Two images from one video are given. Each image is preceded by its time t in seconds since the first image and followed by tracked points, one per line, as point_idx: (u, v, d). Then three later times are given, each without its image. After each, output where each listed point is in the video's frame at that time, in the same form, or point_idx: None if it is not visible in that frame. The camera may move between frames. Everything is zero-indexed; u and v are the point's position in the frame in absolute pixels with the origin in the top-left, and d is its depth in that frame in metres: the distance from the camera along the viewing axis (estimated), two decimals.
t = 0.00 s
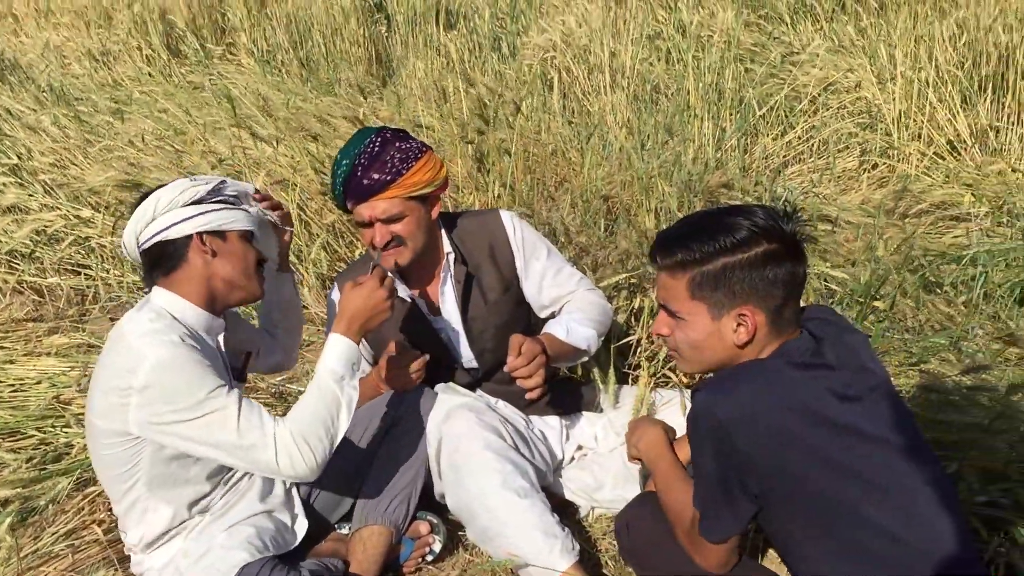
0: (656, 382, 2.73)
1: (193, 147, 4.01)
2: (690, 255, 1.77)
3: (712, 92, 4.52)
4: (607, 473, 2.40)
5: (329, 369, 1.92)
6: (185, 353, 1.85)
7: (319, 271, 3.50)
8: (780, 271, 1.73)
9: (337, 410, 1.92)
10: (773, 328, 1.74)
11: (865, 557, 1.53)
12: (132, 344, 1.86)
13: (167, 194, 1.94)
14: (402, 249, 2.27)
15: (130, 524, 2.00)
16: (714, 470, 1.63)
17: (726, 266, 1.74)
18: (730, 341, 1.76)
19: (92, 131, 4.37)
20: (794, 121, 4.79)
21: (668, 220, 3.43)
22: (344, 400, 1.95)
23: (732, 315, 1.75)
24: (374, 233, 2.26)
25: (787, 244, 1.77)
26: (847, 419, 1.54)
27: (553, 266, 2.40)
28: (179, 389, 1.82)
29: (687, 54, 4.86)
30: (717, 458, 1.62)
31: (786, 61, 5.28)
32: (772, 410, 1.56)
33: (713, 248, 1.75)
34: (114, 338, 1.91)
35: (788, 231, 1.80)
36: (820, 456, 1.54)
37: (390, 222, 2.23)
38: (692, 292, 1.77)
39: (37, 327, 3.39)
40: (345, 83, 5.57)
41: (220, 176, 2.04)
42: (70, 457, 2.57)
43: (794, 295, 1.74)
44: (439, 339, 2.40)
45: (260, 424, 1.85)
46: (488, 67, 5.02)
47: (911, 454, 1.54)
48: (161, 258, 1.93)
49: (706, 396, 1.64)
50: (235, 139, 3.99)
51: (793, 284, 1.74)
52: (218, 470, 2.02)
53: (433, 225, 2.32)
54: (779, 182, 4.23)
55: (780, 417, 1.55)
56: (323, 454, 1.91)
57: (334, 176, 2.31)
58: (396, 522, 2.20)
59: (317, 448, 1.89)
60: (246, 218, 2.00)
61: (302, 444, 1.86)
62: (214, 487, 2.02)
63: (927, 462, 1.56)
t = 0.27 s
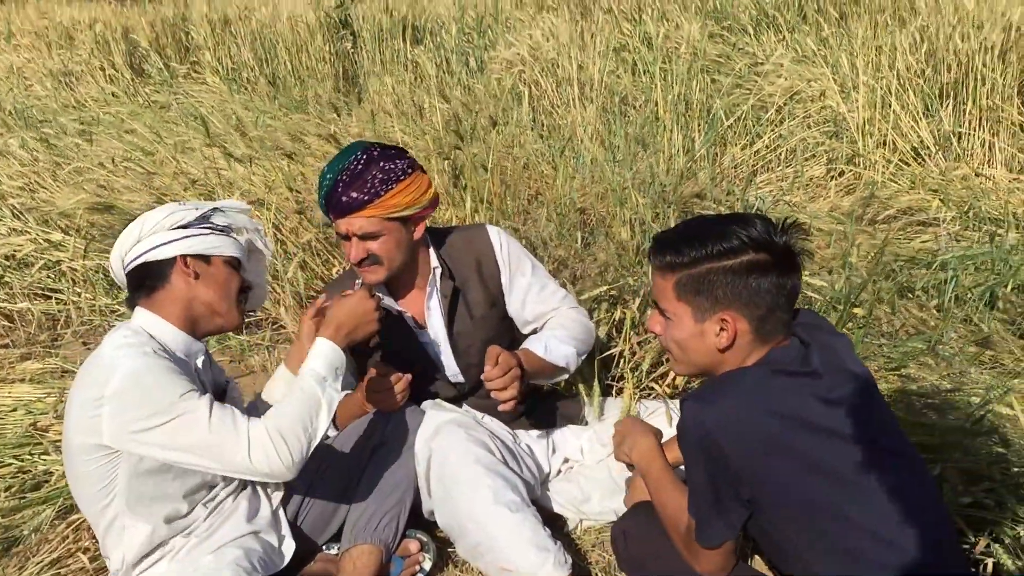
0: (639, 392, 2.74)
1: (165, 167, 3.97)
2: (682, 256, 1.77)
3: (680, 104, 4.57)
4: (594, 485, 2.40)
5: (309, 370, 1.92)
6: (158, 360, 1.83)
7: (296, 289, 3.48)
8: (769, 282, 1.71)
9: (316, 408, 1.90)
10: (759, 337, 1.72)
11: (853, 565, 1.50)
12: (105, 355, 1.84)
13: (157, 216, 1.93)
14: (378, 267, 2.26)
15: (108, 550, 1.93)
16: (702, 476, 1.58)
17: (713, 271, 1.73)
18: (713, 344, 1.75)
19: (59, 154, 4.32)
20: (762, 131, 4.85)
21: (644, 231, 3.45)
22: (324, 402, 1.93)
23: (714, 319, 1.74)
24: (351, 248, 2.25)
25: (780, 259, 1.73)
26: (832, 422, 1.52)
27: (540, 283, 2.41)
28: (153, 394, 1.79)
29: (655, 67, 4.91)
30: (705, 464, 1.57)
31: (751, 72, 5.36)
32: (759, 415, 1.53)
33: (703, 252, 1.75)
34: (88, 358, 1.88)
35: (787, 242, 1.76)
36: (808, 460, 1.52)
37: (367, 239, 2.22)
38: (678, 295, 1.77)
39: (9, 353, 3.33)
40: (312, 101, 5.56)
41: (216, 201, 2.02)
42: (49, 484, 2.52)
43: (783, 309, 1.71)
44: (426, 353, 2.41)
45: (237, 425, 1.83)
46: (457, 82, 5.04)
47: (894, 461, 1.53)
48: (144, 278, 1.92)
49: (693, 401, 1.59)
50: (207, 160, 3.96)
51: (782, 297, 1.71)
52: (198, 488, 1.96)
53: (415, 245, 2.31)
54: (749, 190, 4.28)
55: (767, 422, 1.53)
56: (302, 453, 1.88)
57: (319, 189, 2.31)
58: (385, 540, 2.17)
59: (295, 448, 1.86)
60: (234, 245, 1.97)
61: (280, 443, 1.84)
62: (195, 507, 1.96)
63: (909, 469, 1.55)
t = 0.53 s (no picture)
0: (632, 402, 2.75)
1: (157, 179, 3.97)
2: (677, 260, 1.71)
3: (672, 117, 4.60)
4: (589, 495, 2.41)
5: (309, 403, 1.94)
6: (160, 367, 1.85)
7: (289, 301, 3.48)
8: (762, 287, 1.63)
9: (308, 434, 1.91)
10: (754, 342, 1.64)
11: (847, 571, 1.49)
12: (108, 361, 1.86)
13: (166, 228, 1.95)
14: (367, 280, 2.28)
15: (100, 555, 1.92)
16: (701, 477, 1.60)
17: (704, 276, 1.67)
18: (705, 347, 1.69)
19: (52, 166, 4.32)
20: (752, 143, 4.89)
21: (636, 243, 3.47)
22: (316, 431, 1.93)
23: (704, 322, 1.68)
24: (343, 260, 2.27)
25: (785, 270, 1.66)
26: (828, 427, 1.53)
27: (532, 299, 2.40)
28: (153, 400, 1.80)
29: (646, 80, 4.95)
30: (703, 465, 1.59)
31: (741, 85, 5.40)
32: (756, 418, 1.54)
33: (695, 257, 1.69)
34: (93, 361, 1.90)
35: (787, 248, 1.68)
36: (805, 466, 1.52)
37: (357, 254, 2.23)
38: (672, 299, 1.72)
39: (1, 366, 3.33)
40: (304, 114, 5.57)
41: (227, 215, 2.04)
42: (43, 497, 2.52)
43: (785, 321, 1.63)
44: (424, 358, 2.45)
45: (232, 439, 1.83)
46: (449, 95, 5.06)
47: (891, 470, 1.53)
48: (151, 288, 1.95)
49: (692, 402, 1.61)
50: (199, 172, 3.98)
51: (777, 304, 1.62)
52: (195, 497, 1.97)
53: (406, 262, 2.30)
54: (740, 203, 4.31)
55: (764, 425, 1.54)
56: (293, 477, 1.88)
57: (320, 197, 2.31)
58: (380, 551, 2.19)
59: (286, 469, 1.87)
60: (241, 259, 1.99)
61: (271, 465, 1.84)
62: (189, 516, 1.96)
63: (905, 480, 1.54)
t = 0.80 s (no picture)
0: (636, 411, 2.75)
1: (173, 179, 4.00)
2: (683, 266, 1.68)
3: (687, 126, 4.60)
4: (591, 503, 2.41)
5: (331, 421, 1.97)
6: (195, 369, 1.89)
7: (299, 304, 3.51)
8: (762, 295, 1.58)
9: (329, 453, 1.94)
10: (756, 349, 1.60)
11: None
12: (144, 355, 1.89)
13: (197, 231, 1.98)
14: (405, 285, 2.27)
15: (105, 545, 1.94)
16: (702, 483, 1.55)
17: (706, 282, 1.64)
18: (708, 352, 1.66)
19: (70, 165, 4.37)
20: (767, 154, 4.88)
21: (646, 251, 3.47)
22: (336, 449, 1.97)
23: (706, 327, 1.65)
24: (377, 271, 2.25)
25: (790, 278, 1.60)
26: (833, 435, 1.47)
27: (535, 305, 2.42)
28: (187, 400, 1.83)
29: (662, 89, 4.95)
30: (705, 469, 1.54)
31: (758, 95, 5.40)
32: (758, 424, 1.49)
33: (697, 262, 1.66)
34: (127, 353, 1.93)
35: (795, 254, 1.62)
36: (808, 475, 1.46)
37: (393, 260, 2.23)
38: (676, 304, 1.69)
39: (14, 363, 3.37)
40: (322, 118, 5.60)
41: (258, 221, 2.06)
42: (50, 492, 2.54)
43: (788, 328, 1.58)
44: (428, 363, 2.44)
45: (257, 450, 1.86)
46: (464, 101, 5.08)
47: (895, 483, 1.47)
48: (181, 289, 1.98)
49: (697, 405, 1.56)
50: (214, 174, 4.01)
51: (777, 312, 1.57)
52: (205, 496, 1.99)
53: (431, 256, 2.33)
54: (754, 214, 4.30)
55: (767, 431, 1.48)
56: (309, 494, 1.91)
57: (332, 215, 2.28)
58: (380, 554, 2.19)
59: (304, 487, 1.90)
60: (271, 262, 2.00)
61: (289, 482, 1.87)
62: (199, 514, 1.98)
63: (910, 494, 1.49)
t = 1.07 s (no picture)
0: (647, 410, 2.73)
1: (192, 174, 4.03)
2: (682, 274, 1.62)
3: (707, 127, 4.58)
4: (599, 503, 2.40)
5: (342, 422, 1.96)
6: (216, 362, 1.89)
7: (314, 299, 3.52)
8: (760, 294, 1.51)
9: (338, 456, 1.94)
10: (762, 351, 1.51)
11: None
12: (167, 345, 1.89)
13: (229, 226, 1.99)
14: (422, 275, 2.28)
15: (116, 530, 1.95)
16: (707, 487, 1.47)
17: (705, 286, 1.57)
18: (713, 356, 1.58)
19: (92, 159, 4.41)
20: (788, 156, 4.85)
21: (662, 252, 3.46)
22: (346, 451, 1.97)
23: (710, 331, 1.57)
24: (394, 263, 2.25)
25: (790, 275, 1.52)
26: (843, 441, 1.38)
27: (544, 303, 2.42)
28: (207, 394, 1.84)
29: (682, 90, 4.94)
30: (711, 476, 1.46)
31: (780, 97, 5.37)
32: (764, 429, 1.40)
33: (694, 267, 1.59)
34: (154, 339, 1.94)
35: (796, 251, 1.54)
36: (820, 485, 1.38)
37: (409, 250, 2.24)
38: (681, 308, 1.62)
39: (32, 353, 3.40)
40: (343, 115, 5.62)
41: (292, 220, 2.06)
42: (62, 481, 2.56)
43: (794, 328, 1.49)
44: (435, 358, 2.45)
45: (270, 448, 1.87)
46: (485, 100, 5.09)
47: (910, 493, 1.38)
48: (207, 281, 1.99)
49: (704, 411, 1.46)
50: (232, 169, 4.03)
51: (779, 310, 1.49)
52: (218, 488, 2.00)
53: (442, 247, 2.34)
54: (772, 216, 4.27)
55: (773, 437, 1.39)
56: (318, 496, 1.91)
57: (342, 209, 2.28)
58: (386, 550, 2.13)
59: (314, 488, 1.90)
60: (299, 262, 2.00)
61: (298, 483, 1.87)
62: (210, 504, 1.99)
63: (925, 502, 1.40)
